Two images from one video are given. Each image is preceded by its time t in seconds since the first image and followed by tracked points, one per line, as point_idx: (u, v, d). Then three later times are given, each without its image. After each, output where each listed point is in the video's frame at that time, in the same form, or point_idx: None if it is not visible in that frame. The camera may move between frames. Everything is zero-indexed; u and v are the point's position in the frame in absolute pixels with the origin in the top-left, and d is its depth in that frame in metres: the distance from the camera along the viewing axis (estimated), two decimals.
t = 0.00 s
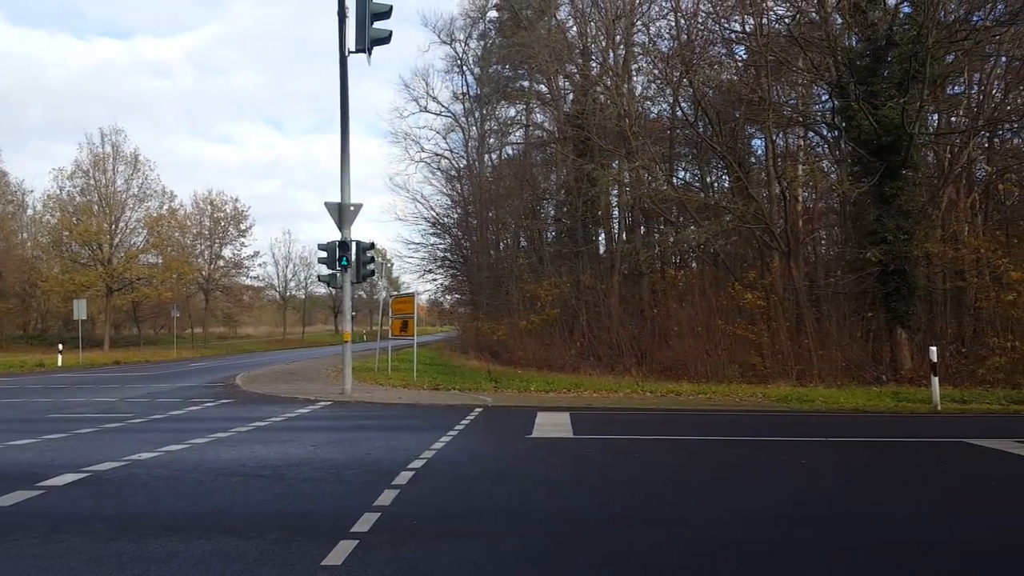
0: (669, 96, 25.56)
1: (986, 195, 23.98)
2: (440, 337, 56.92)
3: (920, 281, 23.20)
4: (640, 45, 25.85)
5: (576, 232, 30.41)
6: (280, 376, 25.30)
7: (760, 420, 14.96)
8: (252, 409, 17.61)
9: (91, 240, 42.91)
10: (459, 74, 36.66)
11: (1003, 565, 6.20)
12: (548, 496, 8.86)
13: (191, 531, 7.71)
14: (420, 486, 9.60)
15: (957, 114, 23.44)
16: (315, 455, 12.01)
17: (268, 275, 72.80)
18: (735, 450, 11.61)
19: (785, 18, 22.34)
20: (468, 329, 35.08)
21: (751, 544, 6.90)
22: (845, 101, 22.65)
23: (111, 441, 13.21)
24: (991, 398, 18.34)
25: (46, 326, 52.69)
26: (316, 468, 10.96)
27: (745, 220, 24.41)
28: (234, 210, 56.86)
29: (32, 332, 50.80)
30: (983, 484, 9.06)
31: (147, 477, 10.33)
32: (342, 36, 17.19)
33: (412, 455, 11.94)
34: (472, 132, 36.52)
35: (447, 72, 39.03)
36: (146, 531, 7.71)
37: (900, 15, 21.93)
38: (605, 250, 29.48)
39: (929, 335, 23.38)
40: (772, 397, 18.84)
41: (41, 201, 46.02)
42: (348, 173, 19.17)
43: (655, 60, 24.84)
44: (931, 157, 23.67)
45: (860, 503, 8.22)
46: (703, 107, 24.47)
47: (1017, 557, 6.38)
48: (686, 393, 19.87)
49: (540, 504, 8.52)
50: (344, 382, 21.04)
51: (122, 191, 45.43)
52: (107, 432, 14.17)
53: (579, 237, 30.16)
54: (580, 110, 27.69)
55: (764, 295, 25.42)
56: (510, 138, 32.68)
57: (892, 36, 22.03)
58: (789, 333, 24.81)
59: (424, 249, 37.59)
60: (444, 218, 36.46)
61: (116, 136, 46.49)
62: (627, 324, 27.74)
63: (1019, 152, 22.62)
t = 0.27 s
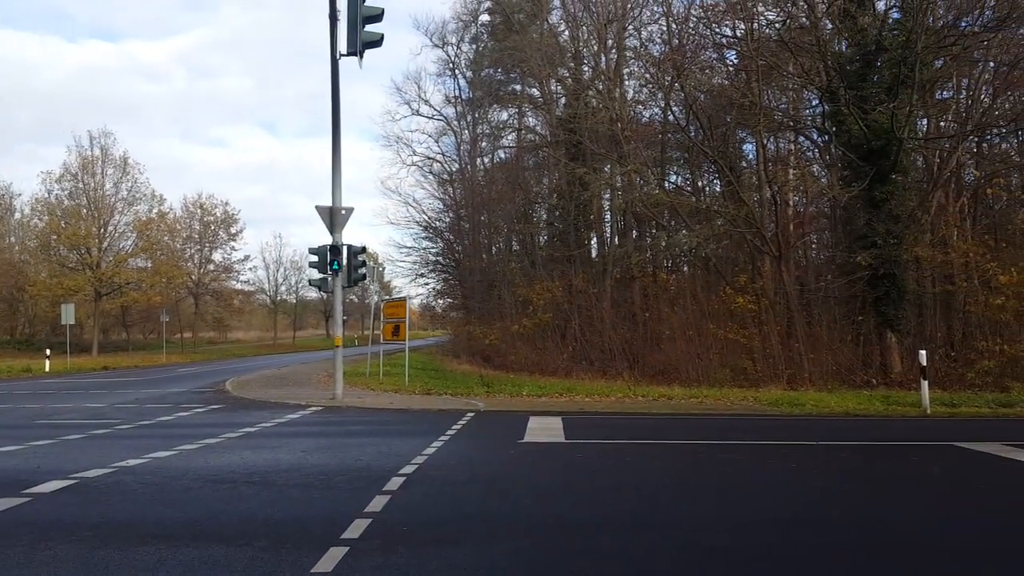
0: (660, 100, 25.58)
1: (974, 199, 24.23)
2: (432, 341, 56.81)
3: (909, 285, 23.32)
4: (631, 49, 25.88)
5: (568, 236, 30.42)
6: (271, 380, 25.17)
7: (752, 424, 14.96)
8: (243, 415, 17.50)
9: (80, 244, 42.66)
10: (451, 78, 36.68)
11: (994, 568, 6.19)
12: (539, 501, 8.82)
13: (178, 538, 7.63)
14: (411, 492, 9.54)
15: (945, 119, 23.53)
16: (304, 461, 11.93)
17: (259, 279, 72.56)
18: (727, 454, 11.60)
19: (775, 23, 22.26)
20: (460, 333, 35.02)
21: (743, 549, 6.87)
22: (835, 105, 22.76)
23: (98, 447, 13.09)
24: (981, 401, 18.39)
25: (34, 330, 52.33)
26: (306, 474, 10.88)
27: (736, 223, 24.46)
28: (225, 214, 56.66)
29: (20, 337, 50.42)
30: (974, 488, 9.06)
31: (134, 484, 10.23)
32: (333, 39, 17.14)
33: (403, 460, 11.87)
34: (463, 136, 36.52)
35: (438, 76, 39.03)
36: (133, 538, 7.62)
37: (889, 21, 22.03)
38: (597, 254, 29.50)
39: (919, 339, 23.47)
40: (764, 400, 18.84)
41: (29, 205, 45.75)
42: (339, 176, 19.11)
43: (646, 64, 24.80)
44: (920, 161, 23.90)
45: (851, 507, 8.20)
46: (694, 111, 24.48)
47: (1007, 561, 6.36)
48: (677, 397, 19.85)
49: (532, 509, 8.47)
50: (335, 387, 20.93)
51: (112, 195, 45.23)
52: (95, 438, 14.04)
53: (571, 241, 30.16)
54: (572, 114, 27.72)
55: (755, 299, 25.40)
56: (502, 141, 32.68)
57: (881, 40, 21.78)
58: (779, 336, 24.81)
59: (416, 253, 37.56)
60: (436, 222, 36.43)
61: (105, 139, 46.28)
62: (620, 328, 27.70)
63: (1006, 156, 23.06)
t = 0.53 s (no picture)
0: (648, 104, 25.66)
1: (959, 205, 24.29)
2: (419, 343, 56.80)
3: (894, 290, 23.47)
4: (619, 53, 25.95)
5: (556, 238, 30.48)
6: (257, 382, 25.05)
7: (738, 427, 15.03)
8: (228, 417, 17.40)
9: (64, 244, 42.32)
10: (439, 80, 36.68)
11: (975, 570, 6.24)
12: (526, 504, 8.82)
13: (161, 541, 7.58)
14: (396, 494, 9.52)
15: (930, 124, 23.70)
16: (289, 463, 11.88)
17: (246, 280, 72.21)
18: (712, 457, 11.64)
19: (762, 28, 22.35)
20: (448, 335, 35.01)
21: (728, 551, 6.90)
22: (820, 111, 22.93)
23: (81, 449, 12.99)
24: (964, 405, 18.58)
25: (17, 331, 51.86)
26: (291, 477, 10.83)
27: (722, 227, 24.56)
28: (211, 215, 56.39)
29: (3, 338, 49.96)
30: (956, 491, 9.15)
31: (117, 486, 10.15)
32: (321, 40, 17.11)
33: (388, 462, 11.84)
34: (452, 138, 36.55)
35: (427, 78, 39.02)
36: (115, 541, 7.56)
37: (874, 27, 22.24)
38: (585, 256, 29.56)
39: (902, 343, 23.67)
40: (749, 403, 18.93)
41: (13, 205, 45.37)
42: (326, 178, 19.05)
43: (635, 69, 24.64)
44: (905, 166, 24.12)
45: (835, 510, 8.25)
46: (682, 116, 24.57)
47: (989, 563, 6.42)
48: (663, 400, 19.90)
49: (518, 512, 8.47)
50: (321, 389, 20.85)
51: (97, 195, 44.95)
52: (77, 439, 13.92)
53: (559, 244, 30.21)
54: (560, 117, 27.79)
55: (741, 302, 25.44)
56: (490, 144, 32.70)
57: (867, 46, 21.94)
58: (765, 339, 24.92)
59: (404, 255, 37.56)
60: (424, 224, 36.42)
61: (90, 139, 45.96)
62: (607, 331, 27.73)
63: (989, 162, 23.38)
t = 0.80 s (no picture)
0: (638, 108, 25.78)
1: (945, 209, 24.47)
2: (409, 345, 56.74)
3: (881, 294, 23.59)
4: (609, 57, 26.03)
5: (545, 241, 30.46)
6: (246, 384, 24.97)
7: (726, 429, 15.09)
8: (215, 419, 17.34)
9: (51, 245, 42.10)
10: (429, 82, 36.71)
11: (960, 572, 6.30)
12: (515, 506, 8.83)
13: (149, 543, 7.55)
14: (385, 496, 9.52)
15: (918, 129, 23.77)
16: (278, 465, 11.85)
17: (235, 282, 71.94)
18: (701, 459, 11.69)
19: (750, 34, 22.87)
20: (437, 338, 35.00)
21: (717, 553, 6.94)
22: (809, 115, 23.11)
23: (67, 451, 12.91)
24: (950, 408, 18.70)
25: (3, 332, 51.49)
26: (280, 479, 10.81)
27: (711, 231, 24.66)
28: (199, 216, 56.20)
29: None
30: (942, 493, 9.23)
31: (104, 488, 10.10)
32: (311, 42, 17.09)
33: (377, 465, 11.83)
34: (442, 141, 36.59)
35: (417, 80, 39.05)
36: (103, 543, 7.53)
37: (862, 32, 22.47)
38: (575, 259, 29.62)
39: (890, 347, 23.82)
40: (737, 406, 19.01)
41: None
42: (316, 179, 19.02)
43: (624, 72, 24.80)
44: (892, 171, 24.27)
45: (822, 513, 8.31)
46: (671, 119, 24.65)
47: (974, 565, 6.49)
48: (652, 403, 19.95)
49: (508, 514, 8.48)
50: (310, 391, 20.80)
51: (85, 196, 44.75)
52: (64, 441, 13.84)
53: (548, 247, 30.23)
54: (550, 120, 27.87)
55: (730, 305, 25.44)
56: (480, 147, 32.76)
57: (855, 51, 22.31)
58: (753, 343, 24.99)
59: (393, 257, 37.55)
60: (414, 227, 36.41)
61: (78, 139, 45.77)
62: (596, 334, 27.75)
63: (976, 167, 23.48)
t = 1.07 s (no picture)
0: (631, 112, 25.83)
1: (937, 212, 24.63)
2: (401, 349, 56.67)
3: (874, 298, 23.71)
4: (602, 61, 26.06)
5: (538, 244, 30.44)
6: (237, 387, 24.87)
7: (719, 433, 15.09)
8: (207, 422, 17.25)
9: (43, 247, 41.91)
10: (423, 85, 36.71)
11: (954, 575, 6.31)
12: (508, 511, 8.81)
13: (140, 548, 7.50)
14: (378, 501, 9.48)
15: (910, 133, 23.98)
16: (270, 469, 11.80)
17: (227, 285, 71.73)
18: (694, 463, 11.69)
19: (743, 37, 22.68)
20: (430, 341, 34.94)
21: (711, 558, 6.92)
22: (802, 119, 23.21)
23: (58, 454, 12.83)
24: (943, 412, 18.75)
25: None
26: (272, 483, 10.76)
27: (704, 235, 24.72)
28: (192, 219, 56.02)
29: None
30: (934, 498, 9.24)
31: (95, 492, 10.04)
32: (304, 44, 17.06)
33: (370, 469, 11.79)
34: (435, 144, 36.59)
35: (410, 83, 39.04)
36: (93, 547, 7.47)
37: (855, 37, 22.61)
38: (568, 262, 29.62)
39: (882, 351, 23.90)
40: (730, 410, 19.02)
41: None
42: (309, 182, 18.98)
43: (617, 76, 24.81)
44: (884, 175, 24.38)
45: (816, 517, 8.31)
46: (664, 123, 24.66)
47: (967, 569, 6.50)
48: (645, 406, 19.94)
49: (502, 518, 8.46)
50: (302, 395, 20.72)
51: (77, 198, 44.59)
52: (55, 445, 13.75)
53: (541, 250, 30.18)
54: (543, 124, 27.89)
55: (722, 309, 25.49)
56: (473, 150, 32.77)
57: (847, 54, 22.37)
58: (746, 346, 25.00)
59: (386, 260, 37.52)
60: (407, 230, 36.41)
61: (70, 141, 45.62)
62: (589, 337, 27.76)
63: (968, 172, 23.64)
